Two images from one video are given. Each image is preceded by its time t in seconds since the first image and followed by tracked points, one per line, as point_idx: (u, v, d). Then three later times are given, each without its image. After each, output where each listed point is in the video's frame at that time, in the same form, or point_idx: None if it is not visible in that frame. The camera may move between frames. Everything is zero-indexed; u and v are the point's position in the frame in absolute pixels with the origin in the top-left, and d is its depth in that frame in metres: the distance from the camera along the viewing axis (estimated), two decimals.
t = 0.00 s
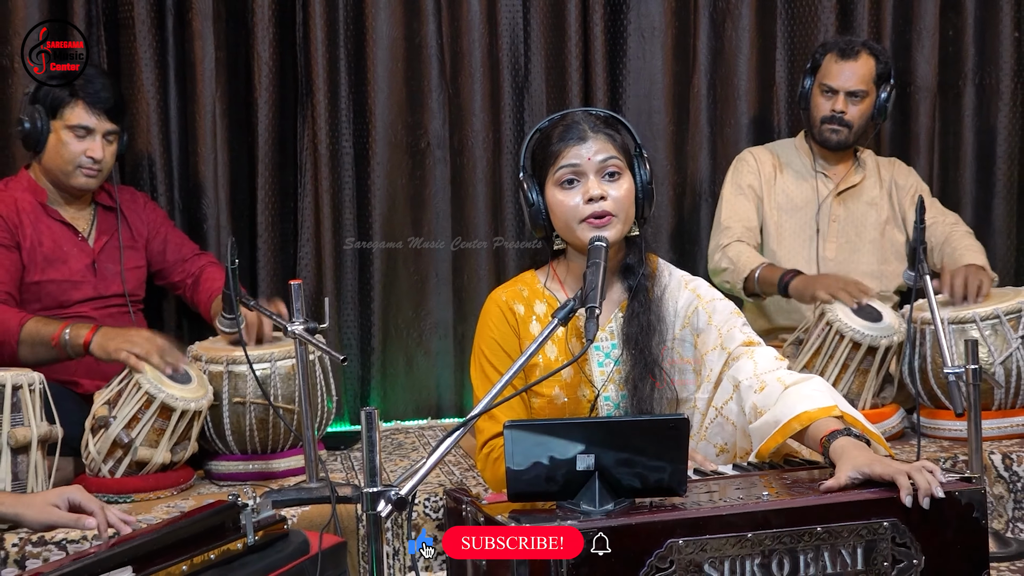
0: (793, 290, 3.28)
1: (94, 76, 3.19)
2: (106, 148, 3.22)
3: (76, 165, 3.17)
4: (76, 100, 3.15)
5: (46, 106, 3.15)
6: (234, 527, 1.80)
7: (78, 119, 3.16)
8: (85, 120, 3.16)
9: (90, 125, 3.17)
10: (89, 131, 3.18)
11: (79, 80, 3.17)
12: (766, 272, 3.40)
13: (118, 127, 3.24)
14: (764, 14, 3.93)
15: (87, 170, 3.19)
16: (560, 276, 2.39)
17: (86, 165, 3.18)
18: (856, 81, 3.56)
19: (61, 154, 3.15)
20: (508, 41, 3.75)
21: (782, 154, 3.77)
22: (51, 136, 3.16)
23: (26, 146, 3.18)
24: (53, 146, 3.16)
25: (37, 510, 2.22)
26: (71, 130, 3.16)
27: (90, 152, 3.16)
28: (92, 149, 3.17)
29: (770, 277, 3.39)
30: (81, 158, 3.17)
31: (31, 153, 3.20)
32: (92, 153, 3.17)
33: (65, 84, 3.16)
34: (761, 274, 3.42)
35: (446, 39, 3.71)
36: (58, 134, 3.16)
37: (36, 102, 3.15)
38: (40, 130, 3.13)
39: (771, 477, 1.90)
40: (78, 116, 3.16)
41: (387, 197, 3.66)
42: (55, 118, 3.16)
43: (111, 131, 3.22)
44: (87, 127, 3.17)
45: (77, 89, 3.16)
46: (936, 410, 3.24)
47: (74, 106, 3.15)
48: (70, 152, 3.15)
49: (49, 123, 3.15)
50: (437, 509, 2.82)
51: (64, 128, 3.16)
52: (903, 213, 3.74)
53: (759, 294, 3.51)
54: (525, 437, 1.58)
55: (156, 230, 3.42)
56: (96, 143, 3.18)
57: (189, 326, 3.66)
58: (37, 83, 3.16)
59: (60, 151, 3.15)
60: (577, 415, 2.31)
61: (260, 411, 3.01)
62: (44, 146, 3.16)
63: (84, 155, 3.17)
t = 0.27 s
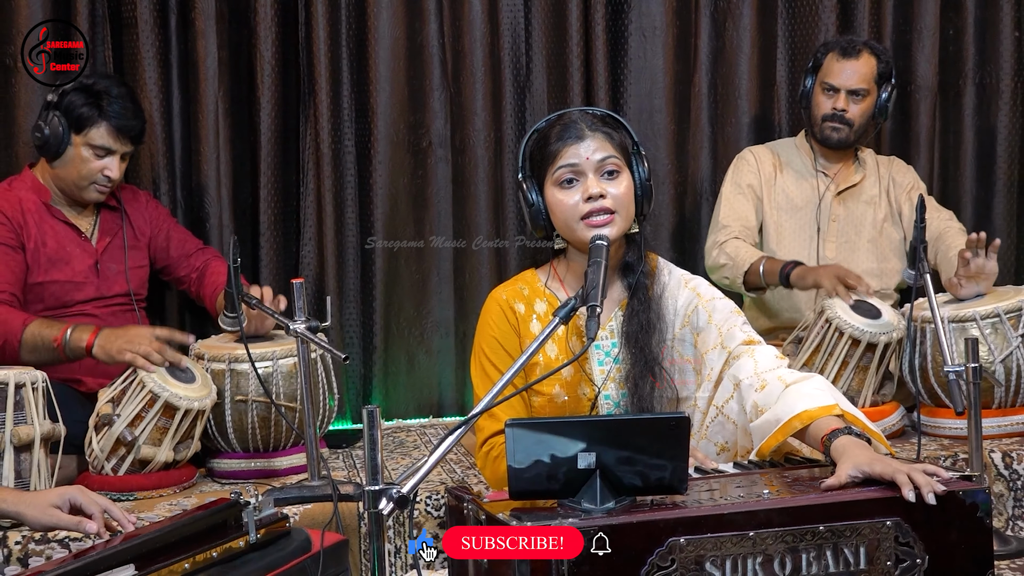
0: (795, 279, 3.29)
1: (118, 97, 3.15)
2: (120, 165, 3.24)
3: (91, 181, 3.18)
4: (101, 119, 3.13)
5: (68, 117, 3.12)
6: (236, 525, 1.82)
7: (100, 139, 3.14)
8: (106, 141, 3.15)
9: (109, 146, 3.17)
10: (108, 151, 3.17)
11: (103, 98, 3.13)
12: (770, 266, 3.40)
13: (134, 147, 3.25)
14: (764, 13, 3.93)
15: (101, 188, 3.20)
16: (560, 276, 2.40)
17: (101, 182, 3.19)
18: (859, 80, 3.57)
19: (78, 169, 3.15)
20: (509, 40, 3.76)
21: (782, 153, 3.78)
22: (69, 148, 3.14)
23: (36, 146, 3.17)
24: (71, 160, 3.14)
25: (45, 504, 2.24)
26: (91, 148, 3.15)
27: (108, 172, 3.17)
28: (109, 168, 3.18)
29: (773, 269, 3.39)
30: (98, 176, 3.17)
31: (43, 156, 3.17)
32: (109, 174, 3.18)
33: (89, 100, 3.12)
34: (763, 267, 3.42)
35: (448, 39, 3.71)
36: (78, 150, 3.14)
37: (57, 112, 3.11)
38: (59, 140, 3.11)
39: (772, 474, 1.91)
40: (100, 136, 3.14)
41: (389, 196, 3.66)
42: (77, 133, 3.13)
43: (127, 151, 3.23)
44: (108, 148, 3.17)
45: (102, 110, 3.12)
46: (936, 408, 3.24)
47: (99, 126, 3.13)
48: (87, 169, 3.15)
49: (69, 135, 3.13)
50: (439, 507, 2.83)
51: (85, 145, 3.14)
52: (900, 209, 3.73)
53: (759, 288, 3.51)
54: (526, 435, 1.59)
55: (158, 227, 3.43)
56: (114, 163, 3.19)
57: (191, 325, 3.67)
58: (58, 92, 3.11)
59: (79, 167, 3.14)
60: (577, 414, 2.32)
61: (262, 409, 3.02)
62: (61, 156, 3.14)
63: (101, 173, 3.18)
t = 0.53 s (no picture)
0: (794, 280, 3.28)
1: (118, 106, 3.10)
2: (123, 171, 3.20)
3: (92, 189, 3.16)
4: (102, 129, 3.08)
5: (70, 126, 3.08)
6: (235, 523, 1.82)
7: (102, 149, 3.11)
8: (108, 151, 3.11)
9: (111, 155, 3.13)
10: (110, 160, 3.14)
11: (105, 107, 3.09)
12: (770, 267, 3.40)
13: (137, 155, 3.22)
14: (764, 12, 3.93)
15: (102, 195, 3.19)
16: (555, 274, 2.40)
17: (103, 189, 3.18)
18: (861, 78, 3.56)
19: (80, 176, 3.13)
20: (510, 40, 3.76)
21: (781, 153, 3.78)
22: (71, 155, 3.11)
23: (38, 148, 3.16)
24: (73, 167, 3.12)
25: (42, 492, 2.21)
26: (93, 157, 3.12)
27: (109, 179, 3.15)
28: (111, 176, 3.16)
29: (774, 271, 3.39)
30: (100, 183, 3.16)
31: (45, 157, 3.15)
32: (112, 181, 3.16)
33: (92, 108, 3.08)
34: (764, 270, 3.42)
35: (447, 38, 3.71)
36: (80, 157, 3.11)
37: (59, 117, 3.06)
38: (62, 146, 3.08)
39: (771, 473, 1.91)
40: (102, 145, 3.11)
41: (390, 195, 3.66)
42: (78, 140, 3.10)
43: (129, 159, 3.20)
44: (109, 157, 3.13)
45: (104, 119, 3.08)
46: (936, 407, 3.24)
47: (100, 136, 3.09)
48: (90, 177, 3.14)
49: (71, 142, 3.09)
50: (439, 505, 2.83)
51: (87, 153, 3.11)
52: (900, 211, 3.74)
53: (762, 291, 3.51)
54: (526, 434, 1.59)
55: (159, 228, 3.43)
56: (116, 171, 3.17)
57: (192, 323, 3.66)
58: (59, 97, 3.06)
59: (81, 174, 3.13)
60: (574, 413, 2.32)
61: (262, 408, 3.02)
62: (63, 162, 3.12)
63: (103, 181, 3.16)
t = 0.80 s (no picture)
0: (793, 273, 3.24)
1: (107, 95, 3.13)
2: (113, 165, 3.20)
3: (82, 180, 3.16)
4: (87, 118, 3.11)
5: (58, 117, 3.11)
6: (235, 523, 1.81)
7: (88, 138, 3.13)
8: (93, 140, 3.13)
9: (98, 145, 3.14)
10: (97, 150, 3.15)
11: (91, 96, 3.12)
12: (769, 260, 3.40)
13: (127, 145, 3.21)
14: (763, 11, 3.93)
15: (93, 186, 3.18)
16: (556, 273, 2.40)
17: (92, 181, 3.17)
18: (859, 76, 3.57)
19: (68, 167, 3.14)
20: (508, 38, 3.76)
21: (781, 151, 3.78)
22: (60, 146, 3.14)
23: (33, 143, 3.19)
24: (62, 158, 3.14)
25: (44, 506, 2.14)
26: (80, 146, 3.13)
27: (97, 171, 3.15)
28: (99, 167, 3.16)
29: (772, 264, 3.38)
30: (89, 174, 3.15)
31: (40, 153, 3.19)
32: (99, 173, 3.16)
33: (78, 97, 3.12)
34: (763, 262, 3.41)
35: (448, 36, 3.71)
36: (68, 148, 3.13)
37: (49, 109, 3.12)
38: (50, 139, 3.12)
39: (771, 472, 1.91)
40: (88, 135, 3.12)
41: (390, 193, 3.66)
42: (66, 131, 3.13)
43: (119, 150, 3.19)
44: (96, 147, 3.14)
45: (89, 107, 3.11)
46: (937, 406, 3.24)
47: (85, 125, 3.11)
48: (77, 168, 3.14)
49: (59, 134, 3.13)
50: (439, 504, 2.83)
51: (74, 144, 3.13)
52: (904, 210, 3.74)
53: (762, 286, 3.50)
54: (526, 432, 1.59)
55: (161, 230, 3.42)
56: (104, 162, 3.16)
57: (192, 323, 3.66)
58: (51, 89, 3.13)
59: (68, 165, 3.14)
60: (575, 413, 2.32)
61: (262, 407, 3.02)
62: (53, 155, 3.15)
63: (91, 172, 3.15)
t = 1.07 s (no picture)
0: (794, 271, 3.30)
1: (109, 90, 3.15)
2: (114, 161, 3.22)
3: (82, 176, 3.18)
4: (87, 112, 3.14)
5: (59, 113, 3.15)
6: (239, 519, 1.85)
7: (88, 133, 3.15)
8: (94, 135, 3.15)
9: (98, 140, 3.16)
10: (97, 145, 3.17)
11: (93, 92, 3.15)
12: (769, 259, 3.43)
13: (127, 141, 3.23)
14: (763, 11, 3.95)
15: (93, 182, 3.20)
16: (558, 272, 2.42)
17: (92, 177, 3.19)
18: (856, 75, 3.59)
19: (69, 162, 3.16)
20: (510, 39, 3.78)
21: (781, 152, 3.79)
22: (61, 142, 3.16)
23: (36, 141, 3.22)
24: (62, 153, 3.16)
25: (10, 515, 2.03)
26: (80, 141, 3.15)
27: (96, 166, 3.16)
28: (98, 163, 3.17)
29: (773, 261, 3.42)
30: (88, 170, 3.17)
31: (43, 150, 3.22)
32: (99, 167, 3.17)
33: (79, 93, 3.15)
34: (763, 259, 3.45)
35: (449, 37, 3.74)
36: (68, 143, 3.16)
37: (51, 105, 3.15)
38: (51, 135, 3.14)
39: (770, 469, 1.94)
40: (89, 130, 3.15)
41: (392, 192, 3.68)
42: (67, 127, 3.16)
43: (119, 146, 3.21)
44: (96, 142, 3.16)
45: (89, 102, 3.13)
46: (934, 403, 3.26)
47: (85, 120, 3.14)
48: (78, 163, 3.16)
49: (60, 130, 3.16)
50: (441, 500, 2.86)
51: (74, 139, 3.15)
52: (904, 211, 3.78)
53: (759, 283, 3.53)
54: (526, 430, 1.61)
55: (164, 228, 3.45)
56: (104, 157, 3.18)
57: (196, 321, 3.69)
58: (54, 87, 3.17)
59: (69, 160, 3.15)
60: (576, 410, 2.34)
61: (266, 404, 3.05)
62: (54, 150, 3.17)
63: (91, 167, 3.17)
